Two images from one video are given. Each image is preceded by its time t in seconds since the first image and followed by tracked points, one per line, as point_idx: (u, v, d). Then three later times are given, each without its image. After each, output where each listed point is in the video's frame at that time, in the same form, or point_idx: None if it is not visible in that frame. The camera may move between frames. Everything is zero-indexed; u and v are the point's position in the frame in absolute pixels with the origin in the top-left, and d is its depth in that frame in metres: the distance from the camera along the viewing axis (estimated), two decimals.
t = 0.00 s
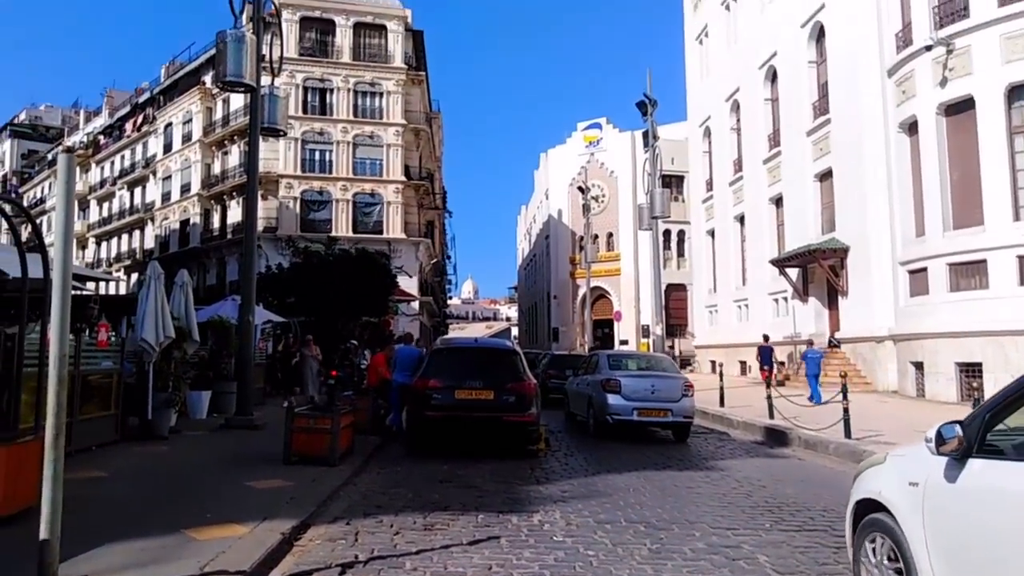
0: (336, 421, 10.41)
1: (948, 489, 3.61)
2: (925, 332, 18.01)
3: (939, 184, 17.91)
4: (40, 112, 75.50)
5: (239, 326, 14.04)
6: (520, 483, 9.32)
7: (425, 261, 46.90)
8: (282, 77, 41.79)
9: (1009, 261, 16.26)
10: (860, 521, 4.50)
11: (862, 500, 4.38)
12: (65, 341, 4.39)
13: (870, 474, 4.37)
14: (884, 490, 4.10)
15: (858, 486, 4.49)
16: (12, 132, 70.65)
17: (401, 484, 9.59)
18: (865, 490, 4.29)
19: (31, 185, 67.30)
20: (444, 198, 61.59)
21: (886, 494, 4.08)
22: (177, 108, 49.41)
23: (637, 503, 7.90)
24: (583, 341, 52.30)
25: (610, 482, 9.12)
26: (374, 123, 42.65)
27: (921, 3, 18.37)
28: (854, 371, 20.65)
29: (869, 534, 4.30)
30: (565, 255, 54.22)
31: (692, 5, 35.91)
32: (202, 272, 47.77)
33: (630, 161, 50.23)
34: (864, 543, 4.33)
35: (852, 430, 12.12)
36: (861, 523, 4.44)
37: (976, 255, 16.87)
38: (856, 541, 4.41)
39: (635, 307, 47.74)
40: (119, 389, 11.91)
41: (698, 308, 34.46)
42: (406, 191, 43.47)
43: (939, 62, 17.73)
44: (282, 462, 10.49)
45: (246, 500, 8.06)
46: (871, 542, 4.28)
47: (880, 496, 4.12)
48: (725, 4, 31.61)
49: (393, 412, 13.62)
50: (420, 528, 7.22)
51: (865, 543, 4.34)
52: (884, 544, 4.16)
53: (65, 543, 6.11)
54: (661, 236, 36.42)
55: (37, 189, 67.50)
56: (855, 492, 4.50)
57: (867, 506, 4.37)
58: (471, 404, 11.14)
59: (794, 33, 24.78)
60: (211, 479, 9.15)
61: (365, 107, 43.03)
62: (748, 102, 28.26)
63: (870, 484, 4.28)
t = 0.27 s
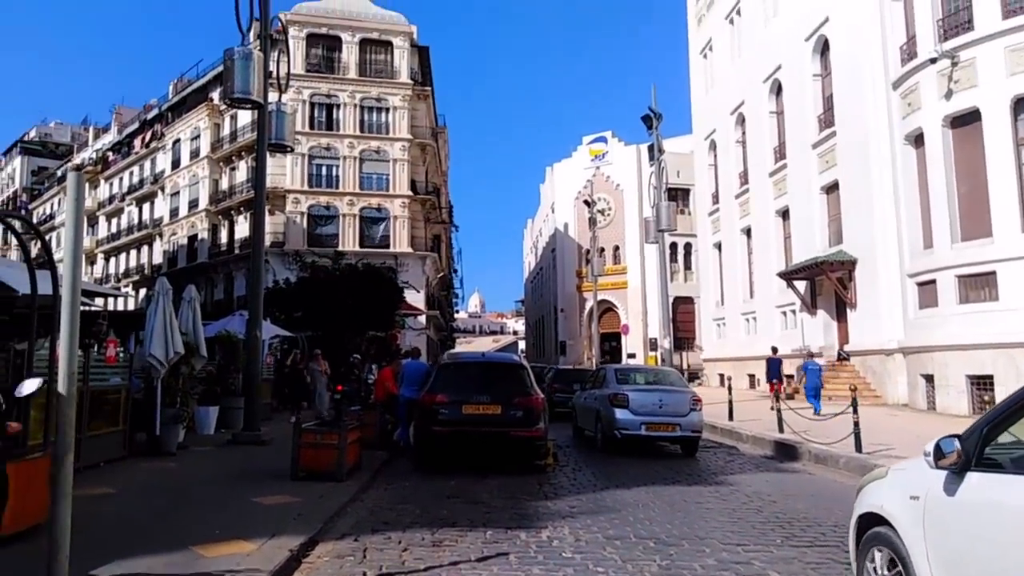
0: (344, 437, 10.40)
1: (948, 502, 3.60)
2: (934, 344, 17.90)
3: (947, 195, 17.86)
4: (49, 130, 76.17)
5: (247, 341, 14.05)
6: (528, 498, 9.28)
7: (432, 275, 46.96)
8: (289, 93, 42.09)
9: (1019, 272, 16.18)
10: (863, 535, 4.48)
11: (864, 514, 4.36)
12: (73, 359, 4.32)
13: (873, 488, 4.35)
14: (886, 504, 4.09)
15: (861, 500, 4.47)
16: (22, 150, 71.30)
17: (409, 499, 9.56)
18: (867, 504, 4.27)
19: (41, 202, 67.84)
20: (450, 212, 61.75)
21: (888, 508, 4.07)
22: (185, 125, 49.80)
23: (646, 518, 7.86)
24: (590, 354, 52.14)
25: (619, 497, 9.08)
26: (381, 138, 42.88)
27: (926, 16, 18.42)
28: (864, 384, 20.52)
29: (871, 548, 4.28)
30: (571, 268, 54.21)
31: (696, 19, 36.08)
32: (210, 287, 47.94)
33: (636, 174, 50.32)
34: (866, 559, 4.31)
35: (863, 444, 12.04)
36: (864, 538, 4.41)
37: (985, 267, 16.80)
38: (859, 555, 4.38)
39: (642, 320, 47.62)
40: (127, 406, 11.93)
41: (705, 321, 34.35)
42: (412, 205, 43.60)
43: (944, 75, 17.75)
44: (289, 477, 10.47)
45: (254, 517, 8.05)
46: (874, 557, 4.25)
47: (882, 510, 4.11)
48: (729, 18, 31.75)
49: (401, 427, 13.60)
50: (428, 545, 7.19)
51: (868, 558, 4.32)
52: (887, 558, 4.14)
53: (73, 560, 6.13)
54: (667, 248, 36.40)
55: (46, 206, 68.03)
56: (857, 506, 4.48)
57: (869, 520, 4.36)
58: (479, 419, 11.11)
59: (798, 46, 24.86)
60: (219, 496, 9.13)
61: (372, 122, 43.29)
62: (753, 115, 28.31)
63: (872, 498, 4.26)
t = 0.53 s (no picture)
0: (343, 451, 10.36)
1: (939, 521, 3.61)
2: (937, 363, 17.85)
3: (949, 214, 17.86)
4: (55, 142, 76.57)
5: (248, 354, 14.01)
6: (528, 515, 9.24)
7: (434, 290, 46.97)
8: (294, 107, 42.31)
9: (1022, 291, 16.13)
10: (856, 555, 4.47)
11: (857, 532, 4.36)
12: (75, 371, 3.76)
13: (867, 506, 4.34)
14: (880, 522, 4.09)
15: (855, 518, 4.46)
16: (27, 161, 71.69)
17: (409, 515, 9.52)
18: (861, 522, 4.27)
19: (45, 213, 68.14)
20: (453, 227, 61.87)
21: (882, 526, 4.07)
22: (190, 138, 50.07)
23: (647, 537, 7.81)
24: (591, 370, 52.01)
25: (618, 515, 9.04)
26: (384, 153, 43.04)
27: (928, 36, 18.52)
28: (865, 403, 20.44)
29: (863, 568, 4.28)
30: (573, 284, 54.20)
31: (699, 37, 36.29)
32: (212, 299, 47.97)
33: (639, 190, 50.43)
34: None
35: (865, 463, 11.98)
36: (856, 556, 4.41)
37: (987, 286, 16.78)
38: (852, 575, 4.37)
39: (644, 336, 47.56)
40: (127, 418, 11.89)
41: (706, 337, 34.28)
42: (415, 220, 43.72)
43: (946, 94, 17.81)
44: (288, 492, 10.41)
45: (252, 531, 8.01)
46: None
47: (876, 528, 4.11)
48: (731, 36, 31.94)
49: (401, 442, 13.54)
50: (426, 562, 7.14)
51: None
52: None
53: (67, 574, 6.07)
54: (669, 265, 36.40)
55: (51, 217, 68.32)
56: (851, 524, 4.47)
57: (861, 538, 4.36)
58: (479, 434, 11.07)
59: (800, 65, 24.99)
60: (217, 509, 9.08)
61: (375, 137, 43.47)
62: (755, 132, 28.42)
63: (866, 516, 4.26)
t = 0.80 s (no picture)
0: (338, 470, 10.30)
1: (928, 538, 3.77)
2: (934, 384, 17.83)
3: (945, 236, 17.94)
4: (54, 157, 76.65)
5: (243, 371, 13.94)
6: (524, 535, 9.18)
7: (430, 307, 46.95)
8: (293, 125, 42.47)
9: (1018, 312, 16.16)
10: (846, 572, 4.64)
11: (848, 549, 4.53)
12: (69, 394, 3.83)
13: (856, 523, 4.53)
14: (869, 539, 4.26)
15: (845, 536, 4.63)
16: (25, 177, 71.75)
17: (404, 535, 9.46)
18: (851, 539, 4.44)
19: (43, 228, 68.10)
20: (450, 244, 61.93)
21: (872, 544, 4.24)
22: (189, 155, 50.19)
23: (643, 558, 7.76)
24: (588, 389, 51.88)
25: (614, 536, 8.99)
26: (383, 170, 43.18)
27: (923, 58, 18.67)
28: (863, 423, 20.39)
29: None
30: (570, 302, 54.19)
31: (696, 58, 36.57)
32: (209, 315, 47.88)
33: (636, 209, 50.58)
34: None
35: (862, 485, 11.94)
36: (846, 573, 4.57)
37: (984, 306, 16.81)
38: None
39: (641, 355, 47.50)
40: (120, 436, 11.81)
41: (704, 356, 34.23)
42: (413, 237, 43.78)
43: (941, 116, 17.93)
44: (283, 510, 10.34)
45: (246, 551, 7.94)
46: None
47: (866, 546, 4.28)
48: (728, 56, 32.18)
49: (396, 461, 13.47)
50: None
51: None
52: None
53: None
54: (666, 283, 36.46)
55: (48, 233, 68.26)
56: (841, 542, 4.64)
57: (852, 556, 4.53)
58: (475, 453, 11.02)
59: (796, 86, 25.17)
60: (210, 528, 9.01)
61: (374, 155, 43.62)
62: (752, 152, 28.58)
63: (856, 533, 4.44)
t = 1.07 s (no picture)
0: (345, 489, 10.26)
1: (921, 552, 3.83)
2: (943, 397, 17.72)
3: (951, 248, 17.87)
4: (61, 178, 77.16)
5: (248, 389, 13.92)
6: (532, 554, 9.12)
7: (436, 324, 46.93)
8: (299, 143, 42.73)
9: None
10: None
11: (845, 562, 4.53)
12: (78, 409, 4.04)
13: (854, 536, 4.53)
14: (865, 553, 4.28)
15: (844, 549, 4.63)
16: (34, 197, 72.26)
17: (410, 554, 9.40)
18: (849, 552, 4.44)
19: (50, 248, 68.48)
20: (455, 261, 62.02)
21: (868, 558, 4.25)
22: (195, 174, 50.51)
23: None
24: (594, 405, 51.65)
25: (622, 554, 8.92)
26: (388, 188, 43.36)
27: (925, 72, 18.69)
28: (872, 438, 20.23)
29: None
30: (576, 318, 54.10)
31: (699, 74, 36.73)
32: (215, 334, 47.95)
33: (640, 224, 50.63)
34: None
35: (872, 500, 11.84)
36: None
37: (992, 319, 16.72)
38: None
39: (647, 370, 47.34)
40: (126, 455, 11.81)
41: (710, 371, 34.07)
42: (418, 254, 43.88)
43: (944, 129, 17.91)
44: (289, 530, 10.29)
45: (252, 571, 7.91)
46: None
47: (863, 560, 4.29)
48: (731, 72, 32.31)
49: (403, 479, 13.41)
50: None
51: None
52: None
53: None
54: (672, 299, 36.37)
55: (55, 252, 68.62)
56: (840, 555, 4.64)
57: (850, 569, 4.53)
58: (482, 471, 10.96)
59: (799, 100, 25.22)
60: (215, 549, 8.97)
61: (379, 172, 43.82)
62: (756, 167, 28.62)
63: (853, 547, 4.44)
